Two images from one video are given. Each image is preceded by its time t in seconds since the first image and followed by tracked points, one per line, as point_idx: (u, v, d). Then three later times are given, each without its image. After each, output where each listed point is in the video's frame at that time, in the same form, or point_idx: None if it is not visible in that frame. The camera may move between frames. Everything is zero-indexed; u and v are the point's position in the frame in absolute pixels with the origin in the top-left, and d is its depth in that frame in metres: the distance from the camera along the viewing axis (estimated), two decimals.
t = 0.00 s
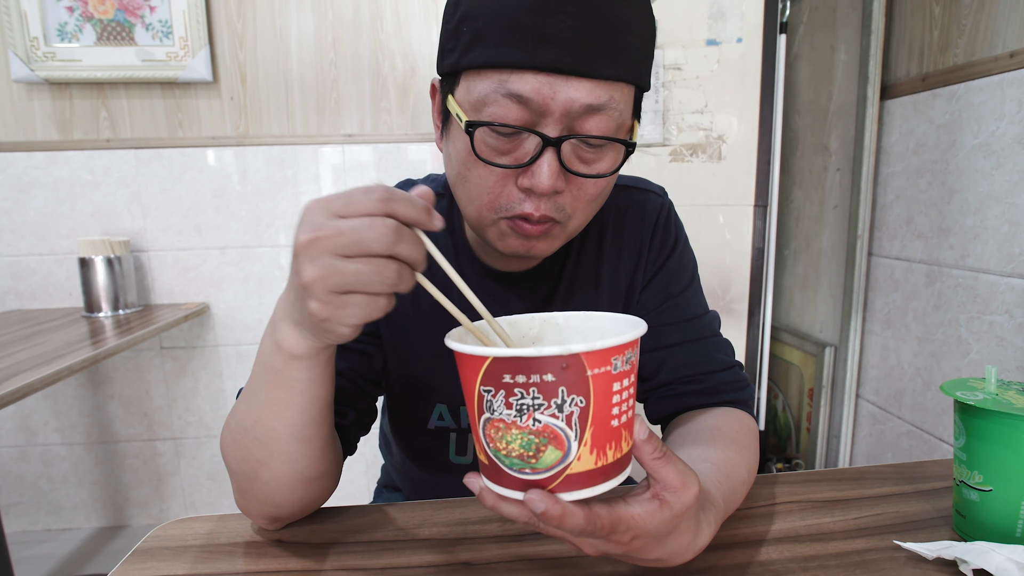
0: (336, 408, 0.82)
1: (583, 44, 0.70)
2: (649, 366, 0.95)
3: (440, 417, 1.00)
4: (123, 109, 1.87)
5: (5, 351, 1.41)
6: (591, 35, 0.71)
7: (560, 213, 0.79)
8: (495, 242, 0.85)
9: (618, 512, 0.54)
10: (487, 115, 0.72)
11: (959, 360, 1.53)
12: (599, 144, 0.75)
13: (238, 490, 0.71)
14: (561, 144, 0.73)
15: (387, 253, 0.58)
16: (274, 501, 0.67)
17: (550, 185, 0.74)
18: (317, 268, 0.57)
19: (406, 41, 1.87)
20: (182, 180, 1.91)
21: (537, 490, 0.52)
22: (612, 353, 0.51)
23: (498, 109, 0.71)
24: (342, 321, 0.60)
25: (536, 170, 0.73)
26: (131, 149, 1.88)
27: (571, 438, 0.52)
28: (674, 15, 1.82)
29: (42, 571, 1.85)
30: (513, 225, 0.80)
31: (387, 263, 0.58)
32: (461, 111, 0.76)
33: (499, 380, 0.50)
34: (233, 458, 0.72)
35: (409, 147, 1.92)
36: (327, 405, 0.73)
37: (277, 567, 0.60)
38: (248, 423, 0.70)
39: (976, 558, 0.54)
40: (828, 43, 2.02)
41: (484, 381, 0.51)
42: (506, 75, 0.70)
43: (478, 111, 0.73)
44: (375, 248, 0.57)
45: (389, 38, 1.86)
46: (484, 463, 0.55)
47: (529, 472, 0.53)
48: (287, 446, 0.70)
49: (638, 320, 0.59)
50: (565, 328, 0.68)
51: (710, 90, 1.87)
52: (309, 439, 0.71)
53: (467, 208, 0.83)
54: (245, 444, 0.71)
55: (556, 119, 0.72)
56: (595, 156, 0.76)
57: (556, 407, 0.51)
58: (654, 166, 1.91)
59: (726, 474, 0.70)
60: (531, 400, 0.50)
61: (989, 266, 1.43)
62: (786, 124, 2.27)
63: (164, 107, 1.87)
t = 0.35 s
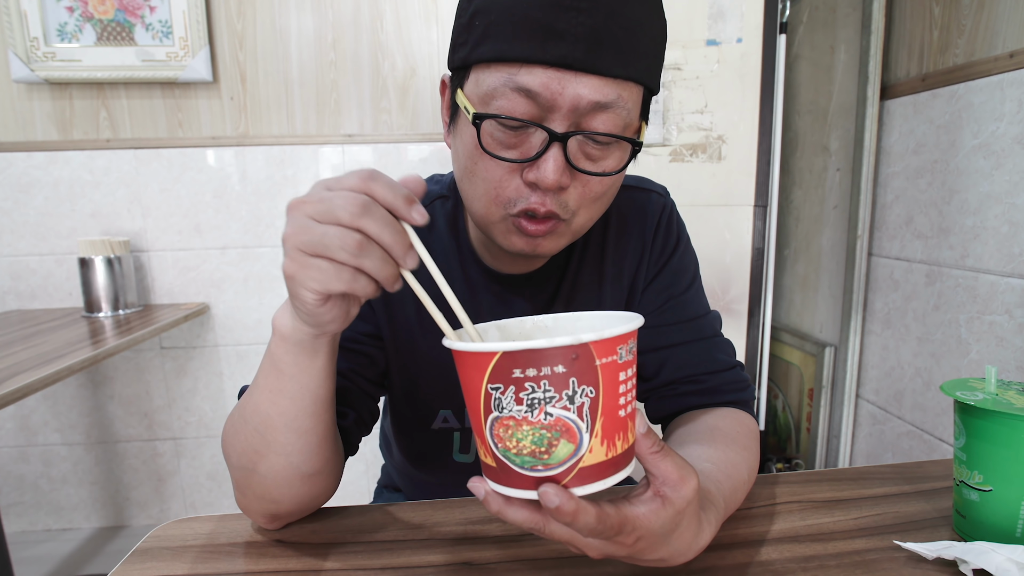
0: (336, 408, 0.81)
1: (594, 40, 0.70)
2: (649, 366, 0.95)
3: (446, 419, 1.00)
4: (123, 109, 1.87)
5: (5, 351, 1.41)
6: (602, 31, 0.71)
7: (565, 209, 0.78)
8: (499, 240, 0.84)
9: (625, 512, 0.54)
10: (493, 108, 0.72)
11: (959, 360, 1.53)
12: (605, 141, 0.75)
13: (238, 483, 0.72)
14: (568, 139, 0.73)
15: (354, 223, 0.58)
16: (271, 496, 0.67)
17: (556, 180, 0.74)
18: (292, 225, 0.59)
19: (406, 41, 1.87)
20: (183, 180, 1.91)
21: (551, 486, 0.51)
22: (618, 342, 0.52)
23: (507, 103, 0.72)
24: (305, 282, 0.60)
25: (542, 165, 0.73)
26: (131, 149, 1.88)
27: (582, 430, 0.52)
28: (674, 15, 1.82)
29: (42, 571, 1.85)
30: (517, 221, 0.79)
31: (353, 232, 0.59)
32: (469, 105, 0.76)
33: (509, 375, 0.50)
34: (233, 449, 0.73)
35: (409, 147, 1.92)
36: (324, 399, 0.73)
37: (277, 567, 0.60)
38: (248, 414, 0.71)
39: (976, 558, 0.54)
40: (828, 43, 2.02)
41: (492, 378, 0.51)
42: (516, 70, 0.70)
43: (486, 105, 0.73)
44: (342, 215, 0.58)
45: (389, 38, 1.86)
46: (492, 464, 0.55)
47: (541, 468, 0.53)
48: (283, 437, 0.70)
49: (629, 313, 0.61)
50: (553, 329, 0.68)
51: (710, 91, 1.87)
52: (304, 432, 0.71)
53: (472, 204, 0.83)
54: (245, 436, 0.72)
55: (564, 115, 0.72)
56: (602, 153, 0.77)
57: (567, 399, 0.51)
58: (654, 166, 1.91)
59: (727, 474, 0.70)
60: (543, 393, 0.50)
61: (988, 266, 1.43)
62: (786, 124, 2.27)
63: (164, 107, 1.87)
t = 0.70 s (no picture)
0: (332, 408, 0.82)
1: (570, 10, 0.72)
2: (647, 367, 0.95)
3: (444, 423, 1.00)
4: (123, 109, 1.87)
5: (5, 351, 1.41)
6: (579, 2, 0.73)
7: (551, 182, 0.78)
8: (486, 225, 0.82)
9: (624, 513, 0.54)
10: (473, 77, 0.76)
11: (959, 360, 1.53)
12: (587, 108, 0.77)
13: (234, 491, 0.72)
14: (550, 105, 0.75)
15: (327, 228, 0.58)
16: (270, 501, 0.67)
17: (539, 147, 0.74)
18: (264, 245, 0.59)
19: (406, 41, 1.87)
20: (183, 180, 1.91)
21: (548, 490, 0.51)
22: (614, 345, 0.52)
23: (490, 74, 0.75)
24: (298, 297, 0.61)
25: (525, 132, 0.74)
26: (131, 149, 1.88)
27: (579, 434, 0.52)
28: (675, 14, 1.82)
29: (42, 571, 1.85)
30: (503, 197, 0.79)
31: (331, 237, 0.59)
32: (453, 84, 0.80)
33: (504, 380, 0.50)
34: (229, 458, 0.73)
35: (409, 147, 1.92)
36: (320, 405, 0.74)
37: (277, 567, 0.60)
38: (243, 423, 0.71)
39: (976, 558, 0.54)
40: (827, 43, 2.01)
41: (488, 383, 0.51)
42: (495, 39, 0.74)
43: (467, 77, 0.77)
44: (313, 224, 0.58)
45: (389, 38, 1.86)
46: (489, 467, 0.55)
47: (538, 473, 0.52)
48: (280, 445, 0.71)
49: (632, 313, 0.60)
50: (553, 328, 0.68)
51: (710, 91, 1.87)
52: (301, 438, 0.72)
53: (459, 187, 0.82)
54: (240, 444, 0.72)
55: (544, 81, 0.74)
56: (585, 123, 0.78)
57: (563, 404, 0.51)
58: (654, 166, 1.91)
59: (726, 474, 0.70)
60: (538, 399, 0.50)
61: (989, 266, 1.43)
62: (786, 124, 2.26)
63: (164, 107, 1.87)
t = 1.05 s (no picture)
0: (336, 409, 0.82)
1: None
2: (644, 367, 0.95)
3: (447, 426, 1.00)
4: (123, 109, 1.87)
5: (5, 351, 1.41)
6: None
7: (557, 144, 0.79)
8: (494, 201, 0.81)
9: (618, 503, 0.54)
10: (474, 51, 0.80)
11: (959, 360, 1.53)
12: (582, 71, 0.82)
13: (237, 493, 0.71)
14: (549, 69, 0.79)
15: (362, 249, 0.58)
16: (277, 504, 0.66)
17: (543, 108, 0.77)
18: (295, 266, 0.58)
19: (406, 40, 1.87)
20: (183, 180, 1.91)
21: (538, 465, 0.53)
22: (602, 332, 0.51)
23: (490, 45, 0.80)
24: (330, 318, 0.61)
25: (527, 95, 0.77)
26: (131, 149, 1.88)
27: (564, 418, 0.53)
28: (675, 14, 1.82)
29: (42, 571, 1.85)
30: (510, 166, 0.79)
31: (365, 256, 0.59)
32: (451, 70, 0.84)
33: (493, 360, 0.52)
34: (234, 462, 0.73)
35: (409, 147, 1.92)
36: (330, 414, 0.74)
37: (277, 567, 0.60)
38: (249, 429, 0.71)
39: (976, 558, 0.54)
40: (827, 43, 2.01)
41: (481, 360, 0.53)
42: (492, 14, 0.80)
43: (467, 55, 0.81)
44: (348, 244, 0.57)
45: (389, 38, 1.86)
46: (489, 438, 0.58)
47: (527, 449, 0.55)
48: (288, 451, 0.71)
49: (646, 297, 0.58)
50: (582, 305, 0.69)
51: (710, 91, 1.87)
52: (309, 445, 0.72)
53: (463, 164, 0.82)
54: (246, 449, 0.72)
55: (541, 47, 0.79)
56: (582, 87, 0.82)
57: (547, 388, 0.52)
58: (654, 166, 1.91)
59: (723, 471, 0.70)
60: (523, 380, 0.52)
61: (989, 266, 1.43)
62: (786, 124, 2.26)
63: (164, 107, 1.87)
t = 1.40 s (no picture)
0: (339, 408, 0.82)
1: None
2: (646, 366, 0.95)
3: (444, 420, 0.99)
4: (123, 109, 1.87)
5: (5, 351, 1.41)
6: None
7: (577, 159, 0.80)
8: (510, 210, 0.83)
9: (611, 508, 0.54)
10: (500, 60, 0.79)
11: (959, 360, 1.53)
12: (607, 89, 0.82)
13: (239, 489, 0.72)
14: (575, 85, 0.79)
15: (392, 259, 0.58)
16: (277, 502, 0.67)
17: (567, 123, 0.77)
18: (323, 265, 0.58)
19: (406, 40, 1.87)
20: (183, 180, 1.91)
21: (530, 467, 0.53)
22: (586, 343, 0.51)
23: (516, 59, 0.79)
24: (343, 322, 0.60)
25: (553, 109, 0.78)
26: (130, 149, 1.88)
27: (551, 425, 0.53)
28: (674, 14, 1.82)
29: (42, 571, 1.85)
30: (529, 177, 0.80)
31: (391, 267, 0.58)
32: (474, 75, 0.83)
33: (483, 365, 0.54)
34: (237, 458, 0.73)
35: (409, 147, 1.92)
36: (334, 413, 0.74)
37: (277, 567, 0.60)
38: (253, 425, 0.72)
39: (976, 558, 0.54)
40: (827, 43, 2.01)
41: (474, 365, 0.55)
42: (520, 27, 0.79)
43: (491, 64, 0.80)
44: (380, 252, 0.57)
45: (389, 38, 1.86)
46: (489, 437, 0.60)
47: (519, 452, 0.56)
48: (290, 448, 0.71)
49: (648, 303, 0.57)
50: (596, 304, 0.69)
51: (710, 90, 1.87)
52: (312, 443, 0.72)
53: (481, 171, 0.83)
54: (249, 445, 0.72)
55: (568, 62, 0.79)
56: (605, 103, 0.82)
57: (532, 395, 0.52)
58: (654, 166, 1.91)
59: (721, 473, 0.70)
60: (510, 386, 0.53)
61: (989, 266, 1.43)
62: (786, 124, 2.26)
63: (164, 107, 1.87)
